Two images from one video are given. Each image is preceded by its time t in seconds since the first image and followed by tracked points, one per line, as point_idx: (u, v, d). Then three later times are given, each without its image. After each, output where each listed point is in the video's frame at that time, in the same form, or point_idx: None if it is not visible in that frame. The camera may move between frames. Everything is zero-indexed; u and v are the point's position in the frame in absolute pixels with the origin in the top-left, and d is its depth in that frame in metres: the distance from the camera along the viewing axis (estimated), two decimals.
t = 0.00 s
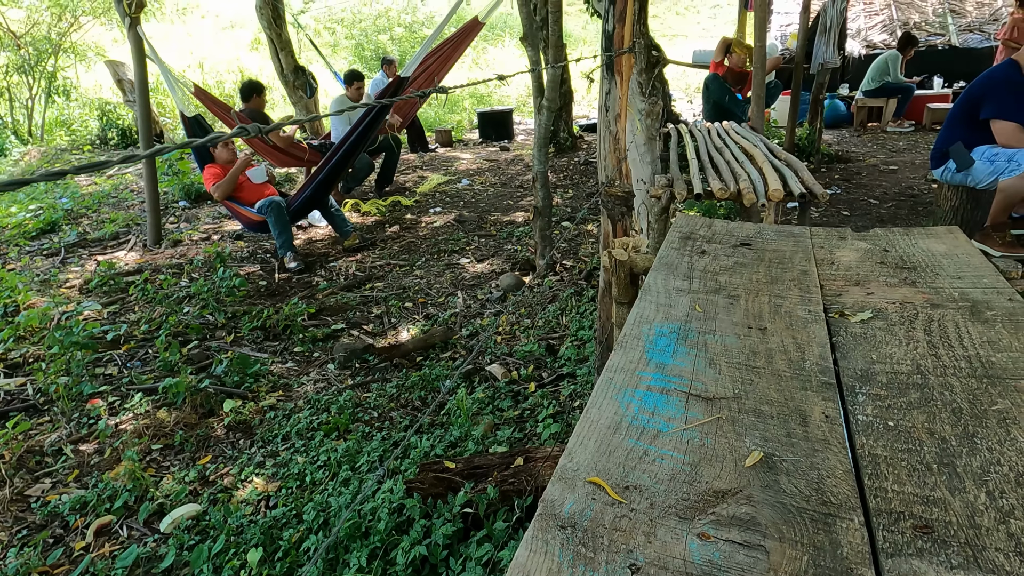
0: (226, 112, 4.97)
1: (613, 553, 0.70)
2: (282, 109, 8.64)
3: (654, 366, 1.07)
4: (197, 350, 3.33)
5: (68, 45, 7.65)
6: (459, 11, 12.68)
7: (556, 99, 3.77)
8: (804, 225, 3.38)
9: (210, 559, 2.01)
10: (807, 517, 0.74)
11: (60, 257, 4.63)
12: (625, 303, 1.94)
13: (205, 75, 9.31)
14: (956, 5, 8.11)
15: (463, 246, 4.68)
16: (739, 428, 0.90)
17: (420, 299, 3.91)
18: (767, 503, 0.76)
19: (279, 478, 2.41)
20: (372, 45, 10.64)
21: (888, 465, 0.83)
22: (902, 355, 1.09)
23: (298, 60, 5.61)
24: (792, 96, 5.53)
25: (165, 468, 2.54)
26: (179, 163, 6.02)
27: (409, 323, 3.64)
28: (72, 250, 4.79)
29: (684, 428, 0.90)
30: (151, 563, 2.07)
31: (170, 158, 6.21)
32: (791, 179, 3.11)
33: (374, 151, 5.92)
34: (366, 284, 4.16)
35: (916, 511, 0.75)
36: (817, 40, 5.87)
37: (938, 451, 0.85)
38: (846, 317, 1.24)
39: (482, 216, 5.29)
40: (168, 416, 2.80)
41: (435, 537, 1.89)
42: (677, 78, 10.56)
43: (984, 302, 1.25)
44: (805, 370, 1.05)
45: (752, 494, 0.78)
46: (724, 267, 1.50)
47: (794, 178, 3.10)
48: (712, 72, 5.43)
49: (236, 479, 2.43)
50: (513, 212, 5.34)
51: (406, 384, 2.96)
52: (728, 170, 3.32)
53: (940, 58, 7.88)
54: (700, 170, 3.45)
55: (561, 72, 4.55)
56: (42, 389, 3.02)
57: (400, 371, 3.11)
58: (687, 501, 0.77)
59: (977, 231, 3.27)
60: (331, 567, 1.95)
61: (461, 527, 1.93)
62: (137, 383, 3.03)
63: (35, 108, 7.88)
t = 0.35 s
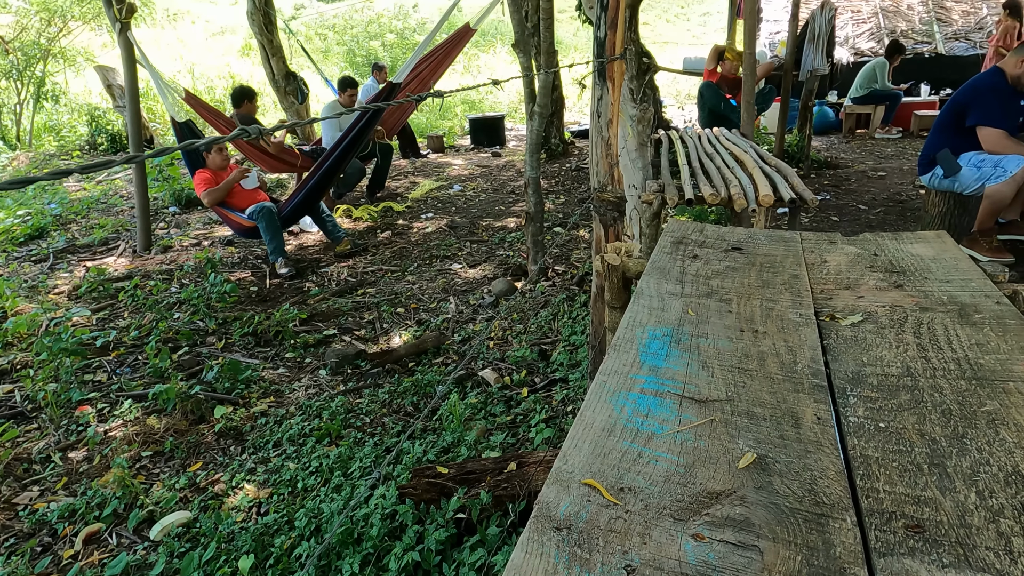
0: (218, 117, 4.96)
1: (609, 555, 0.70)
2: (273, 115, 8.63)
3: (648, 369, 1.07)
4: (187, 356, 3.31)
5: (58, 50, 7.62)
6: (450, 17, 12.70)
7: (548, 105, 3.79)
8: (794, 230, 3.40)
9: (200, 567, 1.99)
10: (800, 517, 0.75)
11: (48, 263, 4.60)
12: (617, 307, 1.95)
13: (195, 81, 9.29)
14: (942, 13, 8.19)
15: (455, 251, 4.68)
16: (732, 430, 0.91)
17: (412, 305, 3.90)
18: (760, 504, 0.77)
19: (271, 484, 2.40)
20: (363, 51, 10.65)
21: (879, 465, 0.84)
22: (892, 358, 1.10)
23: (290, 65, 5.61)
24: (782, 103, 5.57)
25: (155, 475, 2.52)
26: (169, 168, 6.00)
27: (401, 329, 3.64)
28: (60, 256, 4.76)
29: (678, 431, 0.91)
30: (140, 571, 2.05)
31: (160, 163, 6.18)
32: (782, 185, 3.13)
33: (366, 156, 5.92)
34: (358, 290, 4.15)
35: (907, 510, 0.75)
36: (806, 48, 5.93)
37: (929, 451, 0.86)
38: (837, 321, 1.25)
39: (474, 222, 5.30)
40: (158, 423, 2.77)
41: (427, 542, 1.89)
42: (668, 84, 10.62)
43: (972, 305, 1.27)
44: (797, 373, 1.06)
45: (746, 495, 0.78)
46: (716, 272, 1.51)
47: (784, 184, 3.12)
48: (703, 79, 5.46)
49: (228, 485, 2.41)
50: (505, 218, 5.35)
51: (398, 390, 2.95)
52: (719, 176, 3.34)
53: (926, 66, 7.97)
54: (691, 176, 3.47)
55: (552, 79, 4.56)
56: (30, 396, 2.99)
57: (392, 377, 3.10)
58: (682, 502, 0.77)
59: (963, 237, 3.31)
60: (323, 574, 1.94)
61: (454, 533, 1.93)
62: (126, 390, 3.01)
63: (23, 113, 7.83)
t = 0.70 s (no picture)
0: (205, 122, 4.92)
1: (594, 569, 0.70)
2: (262, 120, 8.60)
3: (635, 378, 1.07)
4: (174, 364, 3.28)
5: (44, 54, 7.56)
6: (440, 23, 12.70)
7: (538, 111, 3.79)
8: (782, 237, 3.42)
9: None
10: (786, 529, 0.75)
11: (34, 270, 4.55)
12: (606, 315, 1.94)
13: (184, 86, 9.25)
14: (928, 21, 8.28)
15: (445, 257, 4.67)
16: (719, 441, 0.91)
17: (402, 311, 3.89)
18: (747, 515, 0.77)
19: (258, 493, 2.37)
20: (353, 56, 10.64)
21: (866, 476, 0.83)
22: (878, 367, 1.10)
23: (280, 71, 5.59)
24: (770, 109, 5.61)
25: (141, 484, 2.49)
26: (157, 173, 5.95)
27: (390, 335, 3.62)
28: (46, 262, 4.71)
29: (665, 441, 0.90)
30: None
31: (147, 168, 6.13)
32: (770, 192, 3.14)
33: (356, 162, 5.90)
34: (347, 296, 4.13)
35: (893, 522, 0.75)
36: (794, 55, 5.98)
37: (915, 461, 0.86)
38: (824, 329, 1.25)
39: (464, 228, 5.29)
40: (144, 431, 2.74)
41: (416, 552, 1.87)
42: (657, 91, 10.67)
43: (957, 313, 1.27)
44: (784, 383, 1.06)
45: (732, 507, 0.78)
46: (703, 279, 1.51)
47: (772, 191, 3.13)
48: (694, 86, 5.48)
49: (214, 494, 2.39)
50: (496, 224, 5.35)
51: (387, 397, 2.93)
52: (708, 182, 3.35)
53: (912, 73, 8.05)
54: (681, 183, 3.47)
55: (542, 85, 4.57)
56: (13, 404, 2.95)
57: (381, 384, 3.08)
58: (669, 515, 0.77)
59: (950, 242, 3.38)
60: None
61: (442, 542, 1.91)
62: (112, 397, 2.97)
63: (9, 117, 7.76)
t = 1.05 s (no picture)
0: (193, 126, 4.91)
1: None
2: (252, 124, 8.57)
3: (618, 383, 1.06)
4: (161, 369, 3.24)
5: (32, 57, 7.50)
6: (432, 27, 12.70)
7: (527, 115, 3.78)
8: (770, 240, 3.42)
9: None
10: (767, 536, 0.74)
11: (19, 274, 4.50)
12: (593, 319, 1.94)
13: (174, 89, 9.20)
14: (915, 27, 8.35)
15: (435, 261, 4.66)
16: (701, 446, 0.90)
17: (391, 315, 3.87)
18: (728, 521, 0.76)
19: (244, 500, 2.35)
20: (344, 60, 10.63)
21: (847, 480, 0.83)
22: (861, 370, 1.10)
23: (269, 75, 5.57)
24: (759, 114, 5.63)
25: (125, 491, 2.46)
26: (145, 177, 5.91)
27: (380, 340, 3.60)
28: (32, 267, 4.66)
29: (647, 446, 0.90)
30: None
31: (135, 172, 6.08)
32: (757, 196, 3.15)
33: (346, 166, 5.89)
34: (337, 301, 4.11)
35: (875, 527, 0.75)
36: (783, 60, 6.01)
37: (896, 466, 0.85)
38: (808, 332, 1.25)
39: (455, 232, 5.28)
40: (129, 437, 2.71)
41: (403, 558, 1.86)
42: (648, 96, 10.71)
43: (942, 316, 1.28)
44: (767, 387, 1.05)
45: (713, 513, 0.77)
46: (689, 283, 1.51)
47: (760, 195, 3.14)
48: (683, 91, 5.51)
49: (200, 501, 2.36)
50: (486, 228, 5.34)
51: (376, 402, 2.92)
52: (696, 186, 3.35)
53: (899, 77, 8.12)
54: (669, 187, 3.48)
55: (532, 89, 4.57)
56: None
57: (370, 390, 3.06)
58: (650, 521, 0.76)
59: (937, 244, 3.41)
60: None
61: (430, 548, 1.90)
62: (97, 404, 2.94)
63: None
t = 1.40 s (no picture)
0: (186, 129, 4.89)
1: None
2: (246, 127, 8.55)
3: (605, 386, 1.06)
4: (152, 373, 3.23)
5: (24, 61, 7.48)
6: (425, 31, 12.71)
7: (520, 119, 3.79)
8: (762, 244, 3.43)
9: None
10: (750, 538, 0.74)
11: (9, 279, 4.47)
12: (584, 322, 1.94)
13: (167, 93, 9.18)
14: (906, 32, 8.40)
15: (428, 265, 4.65)
16: (686, 448, 0.90)
17: (384, 319, 3.87)
18: (711, 523, 0.76)
19: (235, 505, 2.34)
20: (339, 64, 10.63)
21: (832, 482, 0.83)
22: (847, 372, 1.10)
23: (262, 79, 5.56)
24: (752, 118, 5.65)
25: (115, 496, 2.44)
26: (138, 181, 5.89)
27: (372, 343, 3.59)
28: (23, 271, 4.64)
29: (632, 448, 0.90)
30: None
31: (128, 176, 6.06)
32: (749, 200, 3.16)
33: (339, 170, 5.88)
34: (330, 304, 4.10)
35: (858, 528, 0.75)
36: (774, 64, 6.04)
37: (880, 467, 0.86)
38: (795, 335, 1.25)
39: (448, 235, 5.28)
40: (119, 442, 2.69)
41: (394, 562, 1.85)
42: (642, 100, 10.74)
43: (928, 319, 1.28)
44: (753, 389, 1.06)
45: (696, 515, 0.77)
46: (678, 286, 1.51)
47: (751, 199, 3.15)
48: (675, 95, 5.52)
49: (190, 506, 2.35)
50: (480, 231, 5.34)
51: (369, 406, 2.91)
52: (688, 190, 3.36)
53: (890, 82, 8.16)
54: (662, 190, 3.48)
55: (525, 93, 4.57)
56: None
57: (363, 394, 3.05)
58: (634, 523, 0.76)
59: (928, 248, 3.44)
60: None
61: (420, 552, 1.89)
62: (87, 408, 2.92)
63: None
